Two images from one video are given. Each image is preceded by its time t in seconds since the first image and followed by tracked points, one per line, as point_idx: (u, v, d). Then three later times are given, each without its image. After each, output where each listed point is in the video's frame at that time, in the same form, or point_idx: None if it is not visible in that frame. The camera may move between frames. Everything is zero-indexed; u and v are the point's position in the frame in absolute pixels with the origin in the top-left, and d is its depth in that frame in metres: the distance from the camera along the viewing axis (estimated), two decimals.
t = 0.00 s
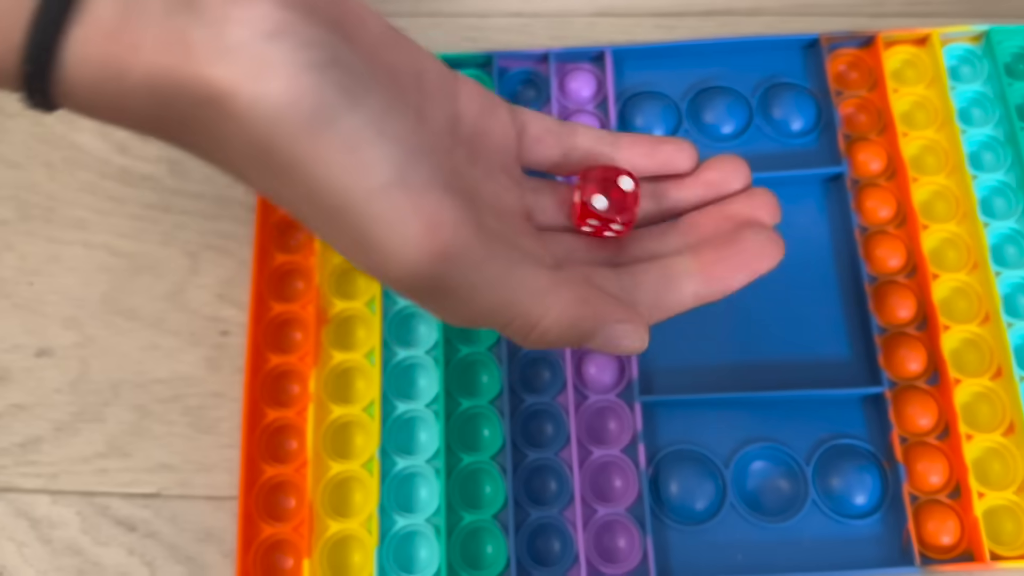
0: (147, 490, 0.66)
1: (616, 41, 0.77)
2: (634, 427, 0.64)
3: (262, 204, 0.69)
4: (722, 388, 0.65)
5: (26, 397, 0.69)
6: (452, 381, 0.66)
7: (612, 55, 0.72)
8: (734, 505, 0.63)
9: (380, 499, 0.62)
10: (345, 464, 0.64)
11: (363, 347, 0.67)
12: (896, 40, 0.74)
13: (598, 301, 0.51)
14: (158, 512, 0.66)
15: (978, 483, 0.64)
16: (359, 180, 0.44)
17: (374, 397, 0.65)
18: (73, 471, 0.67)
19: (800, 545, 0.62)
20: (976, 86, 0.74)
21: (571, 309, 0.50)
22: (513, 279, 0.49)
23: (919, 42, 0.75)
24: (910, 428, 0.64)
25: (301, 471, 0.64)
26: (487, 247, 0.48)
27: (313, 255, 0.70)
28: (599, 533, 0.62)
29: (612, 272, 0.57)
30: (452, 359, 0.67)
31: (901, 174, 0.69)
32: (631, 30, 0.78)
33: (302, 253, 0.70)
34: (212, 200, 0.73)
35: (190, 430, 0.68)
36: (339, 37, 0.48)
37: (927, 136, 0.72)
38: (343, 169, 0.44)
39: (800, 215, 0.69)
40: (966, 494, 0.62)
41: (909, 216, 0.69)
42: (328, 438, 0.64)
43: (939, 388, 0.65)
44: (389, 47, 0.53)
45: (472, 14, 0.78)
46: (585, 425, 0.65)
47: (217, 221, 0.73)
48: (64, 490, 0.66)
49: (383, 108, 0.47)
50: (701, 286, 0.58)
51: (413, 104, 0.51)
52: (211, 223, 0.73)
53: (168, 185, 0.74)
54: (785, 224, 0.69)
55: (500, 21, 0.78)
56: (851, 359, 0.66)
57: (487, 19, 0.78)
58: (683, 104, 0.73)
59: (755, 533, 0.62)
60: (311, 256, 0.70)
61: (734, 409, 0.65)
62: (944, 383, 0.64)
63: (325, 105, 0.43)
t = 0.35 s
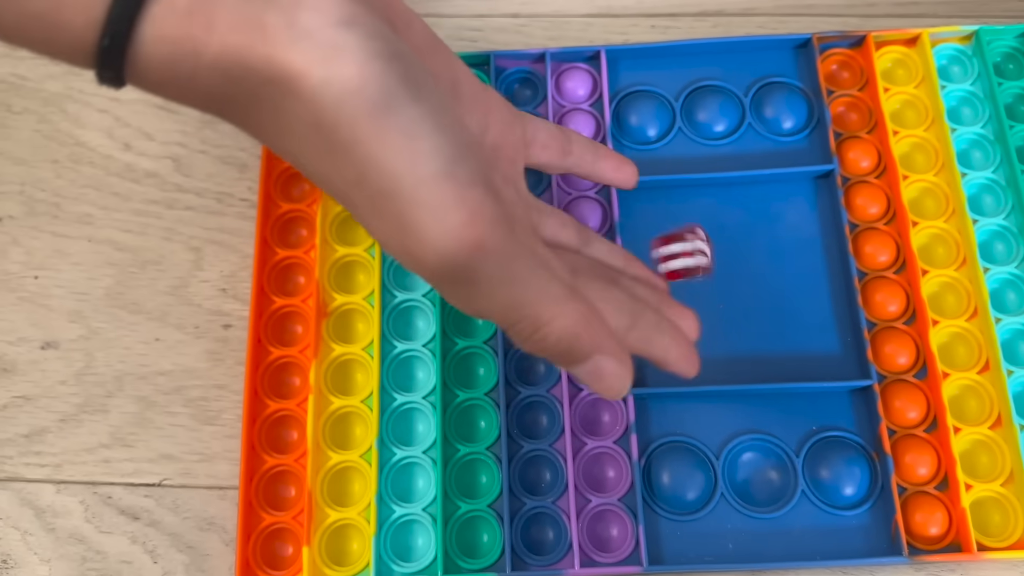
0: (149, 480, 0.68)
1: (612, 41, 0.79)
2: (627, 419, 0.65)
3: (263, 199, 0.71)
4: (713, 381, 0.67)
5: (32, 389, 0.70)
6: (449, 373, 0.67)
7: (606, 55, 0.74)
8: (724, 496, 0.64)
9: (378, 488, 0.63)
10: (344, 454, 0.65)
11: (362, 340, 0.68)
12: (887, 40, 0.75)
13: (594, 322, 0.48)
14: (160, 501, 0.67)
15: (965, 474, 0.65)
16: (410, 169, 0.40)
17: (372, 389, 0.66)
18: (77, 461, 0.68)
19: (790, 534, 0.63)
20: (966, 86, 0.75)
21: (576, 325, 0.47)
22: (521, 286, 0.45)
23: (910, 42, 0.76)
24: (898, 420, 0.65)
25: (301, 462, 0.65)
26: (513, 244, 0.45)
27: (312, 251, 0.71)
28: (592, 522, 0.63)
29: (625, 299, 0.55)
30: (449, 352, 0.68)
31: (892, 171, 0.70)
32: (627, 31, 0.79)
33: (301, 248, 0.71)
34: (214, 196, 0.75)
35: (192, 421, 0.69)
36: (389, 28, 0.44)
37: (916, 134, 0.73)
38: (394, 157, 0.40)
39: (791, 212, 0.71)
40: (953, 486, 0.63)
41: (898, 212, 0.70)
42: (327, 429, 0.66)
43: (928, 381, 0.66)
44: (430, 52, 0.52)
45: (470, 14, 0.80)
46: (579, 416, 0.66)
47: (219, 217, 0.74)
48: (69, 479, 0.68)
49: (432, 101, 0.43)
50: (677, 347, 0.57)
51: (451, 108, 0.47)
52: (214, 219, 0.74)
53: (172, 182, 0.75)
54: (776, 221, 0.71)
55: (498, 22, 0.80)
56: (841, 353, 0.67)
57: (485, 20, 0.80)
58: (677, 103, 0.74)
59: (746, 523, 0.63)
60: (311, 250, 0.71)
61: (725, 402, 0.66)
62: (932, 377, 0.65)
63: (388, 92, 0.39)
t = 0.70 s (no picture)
0: (148, 480, 0.69)
1: (604, 48, 0.80)
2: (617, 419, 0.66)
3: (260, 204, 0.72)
4: (702, 382, 0.68)
5: (33, 390, 0.71)
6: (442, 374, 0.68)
7: (597, 62, 0.75)
8: (713, 495, 0.65)
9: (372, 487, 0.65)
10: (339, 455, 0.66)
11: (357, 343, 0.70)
12: (874, 47, 0.76)
13: (422, 453, 0.35)
14: (159, 501, 0.68)
15: (949, 474, 0.66)
16: (185, 264, 0.30)
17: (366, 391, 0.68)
18: (77, 462, 0.69)
19: (777, 532, 0.64)
20: (952, 91, 0.76)
21: (383, 461, 0.33)
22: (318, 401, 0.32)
23: (896, 49, 0.77)
24: (883, 421, 0.66)
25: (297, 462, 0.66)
26: (315, 356, 0.33)
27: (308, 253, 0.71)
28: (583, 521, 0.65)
29: (475, 429, 0.40)
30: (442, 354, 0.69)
31: (878, 176, 0.72)
32: (619, 38, 0.80)
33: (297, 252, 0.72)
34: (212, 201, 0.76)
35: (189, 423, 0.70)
36: (224, 116, 0.37)
37: (903, 139, 0.74)
38: (170, 246, 0.31)
39: (779, 215, 0.72)
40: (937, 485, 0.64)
41: (884, 216, 0.71)
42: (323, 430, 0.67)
43: (913, 382, 0.67)
44: (282, 140, 0.40)
45: (464, 22, 0.81)
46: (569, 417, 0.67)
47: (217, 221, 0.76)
48: (69, 479, 0.69)
49: (254, 194, 0.35)
50: (545, 483, 0.41)
51: (290, 209, 0.38)
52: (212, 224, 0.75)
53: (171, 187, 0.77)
54: (765, 225, 0.72)
55: (492, 29, 0.81)
56: (827, 354, 0.68)
57: (479, 27, 0.81)
58: (667, 109, 0.75)
59: (733, 521, 0.64)
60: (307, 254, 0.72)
61: (713, 402, 0.67)
62: (917, 378, 0.66)
63: (178, 173, 0.31)
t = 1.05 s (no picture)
0: (137, 486, 0.69)
1: (591, 55, 0.81)
2: (603, 424, 0.67)
3: (248, 211, 0.72)
4: (688, 387, 0.68)
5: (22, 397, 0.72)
6: (429, 380, 0.68)
7: (584, 69, 0.76)
8: (698, 499, 0.65)
9: (360, 493, 0.65)
10: (327, 461, 0.66)
11: (343, 348, 0.69)
12: (859, 53, 0.77)
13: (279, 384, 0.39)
14: (148, 507, 0.68)
15: (934, 477, 0.66)
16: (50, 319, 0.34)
17: (354, 397, 0.68)
18: (67, 469, 0.70)
19: (762, 537, 0.64)
20: (937, 97, 0.77)
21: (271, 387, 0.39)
22: (36, 282, 0.33)
23: (881, 55, 0.78)
24: (868, 425, 0.67)
25: (284, 468, 0.66)
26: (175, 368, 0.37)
27: (297, 260, 0.72)
28: (570, 525, 0.65)
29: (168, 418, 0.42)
30: (429, 360, 0.69)
31: (862, 181, 0.72)
32: (606, 45, 0.81)
33: (286, 258, 0.72)
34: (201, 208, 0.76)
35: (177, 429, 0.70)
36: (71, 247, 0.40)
37: (887, 144, 0.75)
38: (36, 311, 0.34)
39: (764, 220, 0.72)
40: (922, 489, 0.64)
41: (869, 221, 0.71)
42: (311, 436, 0.67)
43: (897, 386, 0.67)
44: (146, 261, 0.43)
45: (452, 29, 0.82)
46: (556, 422, 0.68)
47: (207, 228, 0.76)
48: (58, 486, 0.69)
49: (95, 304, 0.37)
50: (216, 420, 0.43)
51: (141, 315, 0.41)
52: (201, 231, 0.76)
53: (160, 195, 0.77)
54: (750, 231, 0.72)
55: (479, 37, 0.82)
56: (812, 359, 0.68)
57: (467, 35, 0.82)
58: (653, 116, 0.76)
59: (718, 525, 0.65)
60: (295, 260, 0.72)
61: (699, 407, 0.68)
62: (901, 382, 0.67)
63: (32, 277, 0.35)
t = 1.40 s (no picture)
0: (137, 492, 0.69)
1: (589, 60, 0.81)
2: (603, 428, 0.67)
3: (248, 216, 0.72)
4: (687, 391, 0.68)
5: (22, 404, 0.72)
6: (429, 385, 0.68)
7: (582, 74, 0.76)
8: (698, 502, 0.65)
9: (360, 498, 0.65)
10: (327, 466, 0.66)
11: (343, 354, 0.70)
12: (856, 57, 0.77)
13: None
14: (148, 513, 0.68)
15: (934, 480, 0.66)
16: None
17: (353, 401, 0.68)
18: (67, 475, 0.70)
19: (762, 540, 0.64)
20: (933, 100, 0.77)
21: None
22: None
23: (878, 59, 0.78)
24: (867, 428, 0.67)
25: (284, 473, 0.66)
26: None
27: (297, 265, 0.72)
28: (570, 529, 0.65)
29: None
30: (429, 364, 0.69)
31: (860, 184, 0.72)
32: (603, 50, 0.81)
33: (285, 263, 0.72)
34: (200, 214, 0.76)
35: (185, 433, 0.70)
36: None
37: (884, 148, 0.75)
38: None
39: (762, 224, 0.73)
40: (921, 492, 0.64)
41: (867, 224, 0.72)
42: (311, 440, 0.67)
43: (896, 388, 0.67)
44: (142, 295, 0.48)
45: (450, 35, 0.82)
46: (556, 426, 0.68)
47: (205, 234, 0.76)
48: (58, 492, 0.69)
49: None
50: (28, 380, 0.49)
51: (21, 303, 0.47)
52: (200, 236, 0.76)
53: (159, 200, 0.77)
54: (748, 235, 0.72)
55: (477, 42, 0.82)
56: (811, 362, 0.68)
57: (465, 40, 0.82)
58: (651, 120, 0.76)
59: (718, 529, 0.65)
60: (294, 265, 0.72)
61: (698, 410, 0.68)
62: (900, 385, 0.67)
63: None
